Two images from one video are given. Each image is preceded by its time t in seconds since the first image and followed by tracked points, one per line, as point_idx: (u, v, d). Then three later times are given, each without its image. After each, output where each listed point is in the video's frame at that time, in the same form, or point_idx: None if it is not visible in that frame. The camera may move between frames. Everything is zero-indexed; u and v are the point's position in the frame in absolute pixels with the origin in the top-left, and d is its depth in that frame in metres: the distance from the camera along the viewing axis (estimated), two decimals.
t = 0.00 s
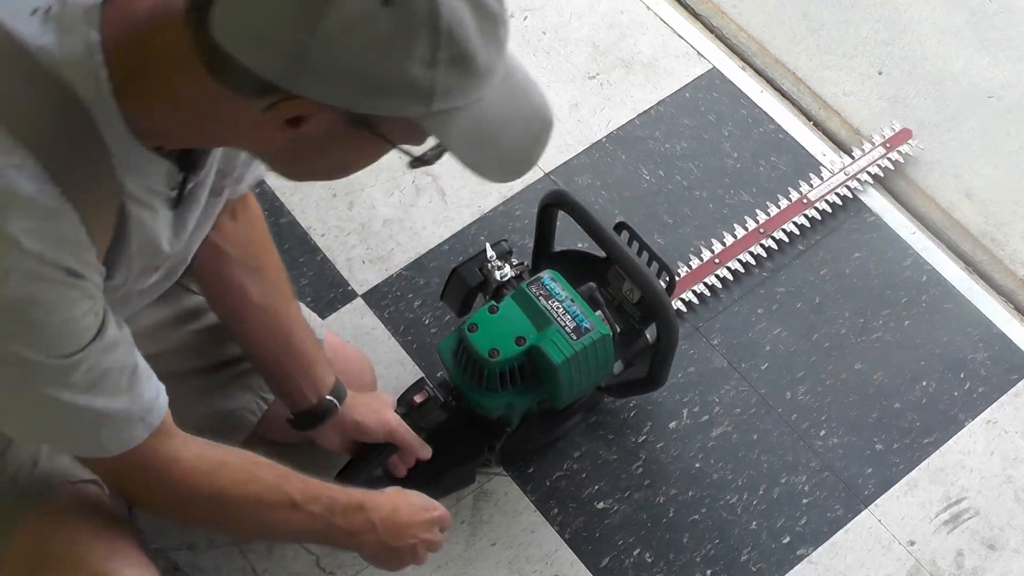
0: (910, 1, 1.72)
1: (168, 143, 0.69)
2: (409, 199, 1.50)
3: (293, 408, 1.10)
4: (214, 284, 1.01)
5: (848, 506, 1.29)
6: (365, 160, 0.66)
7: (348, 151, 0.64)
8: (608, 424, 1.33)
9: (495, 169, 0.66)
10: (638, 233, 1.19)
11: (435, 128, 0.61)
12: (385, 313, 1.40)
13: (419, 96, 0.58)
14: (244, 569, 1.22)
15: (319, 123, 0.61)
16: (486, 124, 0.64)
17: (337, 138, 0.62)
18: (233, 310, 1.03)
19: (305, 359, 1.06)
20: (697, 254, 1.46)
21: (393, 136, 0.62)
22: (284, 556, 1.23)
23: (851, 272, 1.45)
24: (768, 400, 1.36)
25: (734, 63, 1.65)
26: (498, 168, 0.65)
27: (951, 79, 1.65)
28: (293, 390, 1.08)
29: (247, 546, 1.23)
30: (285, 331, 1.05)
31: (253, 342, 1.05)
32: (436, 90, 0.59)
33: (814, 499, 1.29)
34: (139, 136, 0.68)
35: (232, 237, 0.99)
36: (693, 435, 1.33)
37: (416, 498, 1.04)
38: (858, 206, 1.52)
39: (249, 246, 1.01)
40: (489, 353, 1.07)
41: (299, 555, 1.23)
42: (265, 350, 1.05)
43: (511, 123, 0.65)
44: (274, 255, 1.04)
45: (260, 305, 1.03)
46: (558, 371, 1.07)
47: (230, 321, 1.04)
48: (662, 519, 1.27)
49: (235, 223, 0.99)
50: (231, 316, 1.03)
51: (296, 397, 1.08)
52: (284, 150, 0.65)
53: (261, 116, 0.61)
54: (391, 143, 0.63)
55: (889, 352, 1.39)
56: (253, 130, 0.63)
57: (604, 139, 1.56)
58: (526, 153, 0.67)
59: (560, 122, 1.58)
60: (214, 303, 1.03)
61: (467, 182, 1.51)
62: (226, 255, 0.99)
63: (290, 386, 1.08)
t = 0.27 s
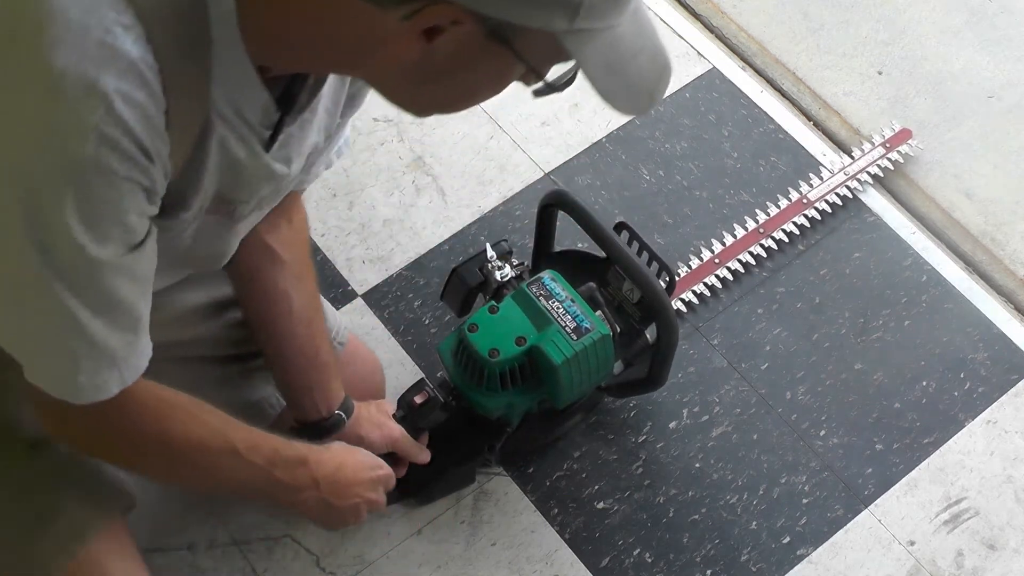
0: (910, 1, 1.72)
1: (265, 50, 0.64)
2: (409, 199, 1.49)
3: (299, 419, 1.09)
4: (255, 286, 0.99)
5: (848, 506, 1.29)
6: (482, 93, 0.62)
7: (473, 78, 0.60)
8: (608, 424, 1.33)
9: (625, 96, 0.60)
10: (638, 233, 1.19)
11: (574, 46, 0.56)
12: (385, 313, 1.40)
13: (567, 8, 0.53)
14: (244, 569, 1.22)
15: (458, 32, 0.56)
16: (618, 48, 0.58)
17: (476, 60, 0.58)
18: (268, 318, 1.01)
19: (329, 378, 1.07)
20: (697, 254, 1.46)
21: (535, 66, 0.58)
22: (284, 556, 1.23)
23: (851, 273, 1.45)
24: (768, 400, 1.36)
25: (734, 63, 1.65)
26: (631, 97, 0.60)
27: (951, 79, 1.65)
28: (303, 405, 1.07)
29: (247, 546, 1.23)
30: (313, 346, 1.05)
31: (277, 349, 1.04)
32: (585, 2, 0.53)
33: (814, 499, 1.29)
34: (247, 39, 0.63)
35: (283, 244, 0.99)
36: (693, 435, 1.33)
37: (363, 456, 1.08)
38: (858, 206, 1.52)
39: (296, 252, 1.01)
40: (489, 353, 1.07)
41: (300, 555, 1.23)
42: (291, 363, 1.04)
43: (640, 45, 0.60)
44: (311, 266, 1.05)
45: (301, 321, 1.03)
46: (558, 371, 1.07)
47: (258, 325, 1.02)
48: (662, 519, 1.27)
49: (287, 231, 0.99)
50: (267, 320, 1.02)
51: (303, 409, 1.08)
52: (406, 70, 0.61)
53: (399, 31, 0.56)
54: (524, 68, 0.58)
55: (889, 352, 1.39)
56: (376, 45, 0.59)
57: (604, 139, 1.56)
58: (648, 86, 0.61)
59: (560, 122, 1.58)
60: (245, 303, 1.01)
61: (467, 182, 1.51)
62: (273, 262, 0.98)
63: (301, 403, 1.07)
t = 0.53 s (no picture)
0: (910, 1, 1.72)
1: (309, 29, 0.58)
2: (409, 199, 1.49)
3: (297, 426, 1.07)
4: (267, 304, 0.95)
5: (848, 506, 1.29)
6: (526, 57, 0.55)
7: (518, 36, 0.53)
8: (608, 424, 1.33)
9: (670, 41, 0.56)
10: (638, 233, 1.19)
11: None
12: (385, 313, 1.40)
13: None
14: (244, 569, 1.22)
15: None
16: None
17: (523, 18, 0.51)
18: (275, 334, 0.97)
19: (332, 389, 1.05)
20: (697, 254, 1.46)
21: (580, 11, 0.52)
22: (284, 555, 1.23)
23: (851, 272, 1.45)
24: (768, 400, 1.36)
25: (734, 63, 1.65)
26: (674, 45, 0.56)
27: (951, 79, 1.65)
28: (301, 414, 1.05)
29: (247, 546, 1.23)
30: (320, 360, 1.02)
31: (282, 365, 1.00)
32: None
33: (814, 499, 1.29)
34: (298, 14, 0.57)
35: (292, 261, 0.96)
36: (693, 435, 1.33)
37: (235, 476, 0.83)
38: (858, 206, 1.52)
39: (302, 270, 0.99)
40: (489, 353, 1.07)
41: (300, 555, 1.23)
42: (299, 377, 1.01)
43: None
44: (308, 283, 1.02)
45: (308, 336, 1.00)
46: (558, 371, 1.07)
47: (265, 342, 0.98)
48: (662, 519, 1.27)
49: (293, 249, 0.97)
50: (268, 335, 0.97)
51: (307, 418, 1.05)
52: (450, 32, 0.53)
53: None
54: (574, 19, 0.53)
55: (889, 352, 1.40)
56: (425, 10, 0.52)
57: (604, 139, 1.56)
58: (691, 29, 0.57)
59: (560, 122, 1.57)
60: (251, 322, 0.96)
61: (467, 182, 1.51)
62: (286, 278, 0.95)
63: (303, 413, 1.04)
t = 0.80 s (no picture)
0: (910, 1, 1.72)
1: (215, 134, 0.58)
2: (409, 199, 1.49)
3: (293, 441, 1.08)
4: (239, 342, 0.94)
5: (848, 506, 1.29)
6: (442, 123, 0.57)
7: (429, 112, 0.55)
8: (608, 424, 1.33)
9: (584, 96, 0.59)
10: (638, 233, 1.19)
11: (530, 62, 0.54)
12: (385, 313, 1.40)
13: (520, 32, 0.50)
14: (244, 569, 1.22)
15: (413, 83, 0.52)
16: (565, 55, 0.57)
17: (432, 102, 0.54)
18: (251, 367, 0.97)
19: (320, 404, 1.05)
20: (697, 254, 1.46)
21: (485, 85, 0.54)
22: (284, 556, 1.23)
23: (851, 272, 1.45)
24: (768, 400, 1.36)
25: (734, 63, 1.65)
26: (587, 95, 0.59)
27: (951, 79, 1.65)
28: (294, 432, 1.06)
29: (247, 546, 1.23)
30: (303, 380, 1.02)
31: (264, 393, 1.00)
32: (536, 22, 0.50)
33: (814, 499, 1.29)
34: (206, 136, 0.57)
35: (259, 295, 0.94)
36: (693, 435, 1.33)
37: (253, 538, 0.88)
38: (858, 206, 1.52)
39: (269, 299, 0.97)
40: (489, 353, 1.07)
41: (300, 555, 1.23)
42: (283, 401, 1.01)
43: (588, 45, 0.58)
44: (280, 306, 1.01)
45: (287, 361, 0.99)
46: (558, 371, 1.07)
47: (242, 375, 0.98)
48: (662, 519, 1.27)
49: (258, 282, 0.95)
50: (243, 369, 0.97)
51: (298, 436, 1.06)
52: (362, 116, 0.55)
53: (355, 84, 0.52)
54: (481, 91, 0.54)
55: (889, 352, 1.39)
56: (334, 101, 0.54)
57: (604, 139, 1.56)
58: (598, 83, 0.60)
59: (560, 122, 1.58)
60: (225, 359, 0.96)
61: (467, 182, 1.51)
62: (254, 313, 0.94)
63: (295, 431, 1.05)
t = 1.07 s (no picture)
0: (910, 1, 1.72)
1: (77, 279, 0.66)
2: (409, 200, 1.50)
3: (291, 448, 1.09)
4: (195, 369, 0.98)
5: (848, 506, 1.29)
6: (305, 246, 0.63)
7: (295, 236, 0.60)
8: (608, 424, 1.33)
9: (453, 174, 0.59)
10: (639, 233, 1.19)
11: (329, 160, 0.54)
12: (385, 313, 1.40)
13: (289, 122, 0.52)
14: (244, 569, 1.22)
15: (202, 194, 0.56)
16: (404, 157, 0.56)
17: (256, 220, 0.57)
18: (219, 388, 1.01)
19: (303, 415, 1.05)
20: (697, 254, 1.46)
21: (340, 211, 0.60)
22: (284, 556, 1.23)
23: (851, 272, 1.45)
24: (768, 400, 1.36)
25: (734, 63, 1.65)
26: (437, 209, 0.59)
27: (951, 79, 1.65)
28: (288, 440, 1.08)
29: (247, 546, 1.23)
30: (276, 396, 1.02)
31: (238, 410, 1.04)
32: (307, 118, 0.52)
33: (814, 499, 1.29)
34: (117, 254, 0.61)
35: (208, 326, 0.96)
36: (693, 435, 1.33)
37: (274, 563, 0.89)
38: (858, 206, 1.52)
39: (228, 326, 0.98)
40: (489, 353, 1.07)
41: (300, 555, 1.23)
42: (259, 417, 1.04)
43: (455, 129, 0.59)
44: (252, 326, 1.02)
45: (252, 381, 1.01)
46: (558, 371, 1.07)
47: (214, 396, 1.02)
48: (662, 519, 1.27)
49: (212, 313, 0.97)
50: (217, 390, 1.01)
51: (288, 446, 1.09)
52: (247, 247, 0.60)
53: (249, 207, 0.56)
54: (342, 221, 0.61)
55: (889, 352, 1.39)
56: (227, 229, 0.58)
57: (604, 139, 1.56)
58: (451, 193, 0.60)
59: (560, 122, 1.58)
60: (194, 382, 1.00)
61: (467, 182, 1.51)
62: (201, 343, 0.96)
63: (285, 441, 1.08)
